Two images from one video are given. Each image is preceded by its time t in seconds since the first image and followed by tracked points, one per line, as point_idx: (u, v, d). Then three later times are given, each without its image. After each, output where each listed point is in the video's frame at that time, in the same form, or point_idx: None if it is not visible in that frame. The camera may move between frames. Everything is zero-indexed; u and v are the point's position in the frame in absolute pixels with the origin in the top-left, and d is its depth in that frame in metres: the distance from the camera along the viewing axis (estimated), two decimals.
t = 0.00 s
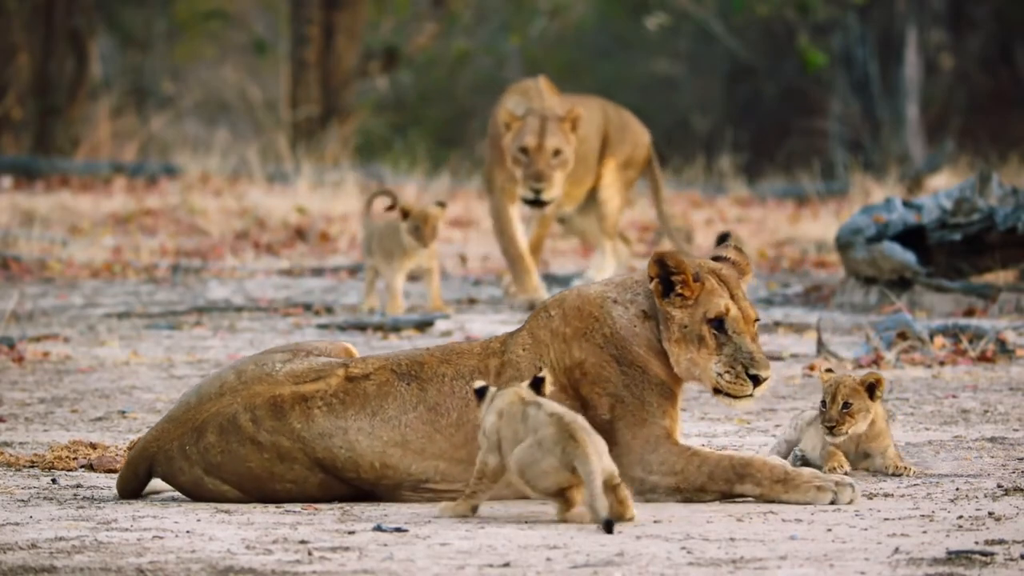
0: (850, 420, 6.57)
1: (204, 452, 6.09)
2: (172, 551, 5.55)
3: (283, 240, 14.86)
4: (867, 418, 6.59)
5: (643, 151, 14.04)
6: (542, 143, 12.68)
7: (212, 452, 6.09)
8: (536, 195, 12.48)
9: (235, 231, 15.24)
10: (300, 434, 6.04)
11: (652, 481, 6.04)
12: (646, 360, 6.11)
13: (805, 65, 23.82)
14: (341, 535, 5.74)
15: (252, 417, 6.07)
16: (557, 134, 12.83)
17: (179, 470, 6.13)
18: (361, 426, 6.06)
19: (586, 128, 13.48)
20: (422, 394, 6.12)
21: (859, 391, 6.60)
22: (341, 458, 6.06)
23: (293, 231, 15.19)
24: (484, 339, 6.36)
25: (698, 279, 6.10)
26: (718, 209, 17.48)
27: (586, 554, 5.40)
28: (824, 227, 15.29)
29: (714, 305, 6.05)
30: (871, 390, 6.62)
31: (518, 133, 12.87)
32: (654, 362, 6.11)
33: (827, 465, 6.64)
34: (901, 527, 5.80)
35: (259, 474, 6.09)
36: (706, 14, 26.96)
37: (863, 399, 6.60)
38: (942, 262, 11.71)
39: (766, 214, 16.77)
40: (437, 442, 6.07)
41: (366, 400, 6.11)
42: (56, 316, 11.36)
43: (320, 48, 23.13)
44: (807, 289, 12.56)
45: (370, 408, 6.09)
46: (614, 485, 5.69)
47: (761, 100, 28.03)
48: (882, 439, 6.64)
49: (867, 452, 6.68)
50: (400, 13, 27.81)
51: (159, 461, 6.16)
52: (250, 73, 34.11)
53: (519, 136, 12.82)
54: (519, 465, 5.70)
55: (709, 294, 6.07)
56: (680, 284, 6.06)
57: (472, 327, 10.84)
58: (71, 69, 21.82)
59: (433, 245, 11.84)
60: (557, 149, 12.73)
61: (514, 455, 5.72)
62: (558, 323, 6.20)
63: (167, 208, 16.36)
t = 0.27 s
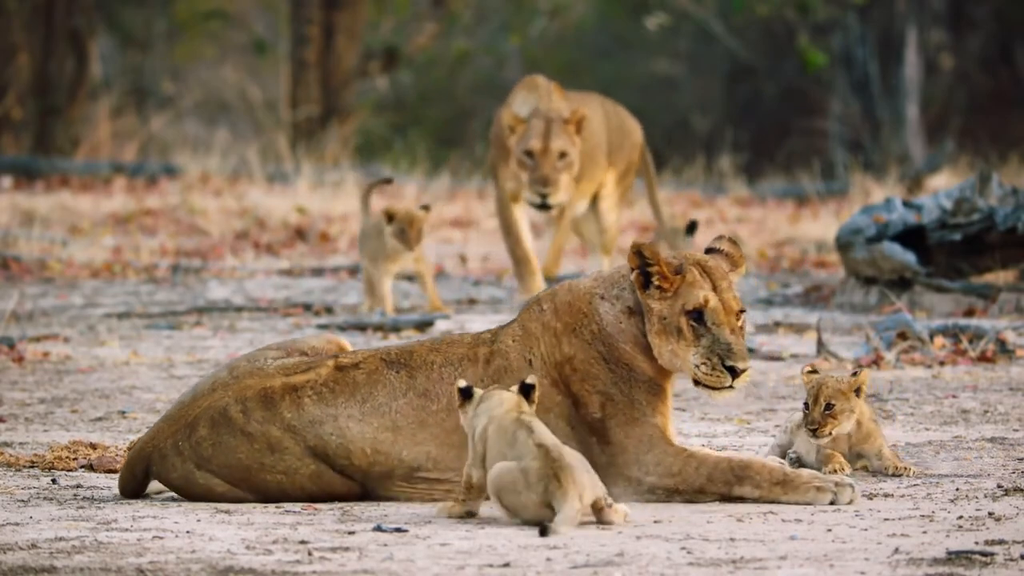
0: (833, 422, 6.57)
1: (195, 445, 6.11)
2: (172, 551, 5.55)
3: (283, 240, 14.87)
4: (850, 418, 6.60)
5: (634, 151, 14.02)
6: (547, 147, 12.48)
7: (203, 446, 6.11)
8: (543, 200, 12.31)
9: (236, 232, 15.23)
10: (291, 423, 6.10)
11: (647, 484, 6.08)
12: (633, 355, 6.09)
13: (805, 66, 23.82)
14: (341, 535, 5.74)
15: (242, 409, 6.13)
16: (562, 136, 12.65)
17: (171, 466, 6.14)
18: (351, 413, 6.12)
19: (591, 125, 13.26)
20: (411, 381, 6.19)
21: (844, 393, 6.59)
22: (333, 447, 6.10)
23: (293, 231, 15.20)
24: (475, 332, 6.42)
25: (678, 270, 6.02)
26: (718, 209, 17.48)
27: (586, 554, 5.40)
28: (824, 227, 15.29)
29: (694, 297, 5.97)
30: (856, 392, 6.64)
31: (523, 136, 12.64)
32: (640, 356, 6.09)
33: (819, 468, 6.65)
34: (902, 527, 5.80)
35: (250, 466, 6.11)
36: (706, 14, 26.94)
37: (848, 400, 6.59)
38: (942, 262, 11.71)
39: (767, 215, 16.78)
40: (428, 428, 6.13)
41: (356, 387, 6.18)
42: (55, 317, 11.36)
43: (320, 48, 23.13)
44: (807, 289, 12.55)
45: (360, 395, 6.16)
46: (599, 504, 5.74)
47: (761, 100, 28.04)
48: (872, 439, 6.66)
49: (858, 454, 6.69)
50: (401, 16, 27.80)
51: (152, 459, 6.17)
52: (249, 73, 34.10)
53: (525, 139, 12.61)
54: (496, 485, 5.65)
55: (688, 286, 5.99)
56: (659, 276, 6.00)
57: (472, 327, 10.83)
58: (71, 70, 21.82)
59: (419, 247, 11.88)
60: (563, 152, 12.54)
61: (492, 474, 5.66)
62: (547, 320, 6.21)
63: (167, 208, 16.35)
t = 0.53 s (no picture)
0: (826, 421, 6.58)
1: (201, 434, 6.12)
2: (172, 551, 5.55)
3: (283, 240, 14.87)
4: (844, 417, 6.61)
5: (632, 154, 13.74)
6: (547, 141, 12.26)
7: (208, 435, 6.12)
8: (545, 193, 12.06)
9: (236, 232, 15.24)
10: (296, 411, 6.15)
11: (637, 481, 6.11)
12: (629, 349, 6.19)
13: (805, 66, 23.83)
14: (341, 535, 5.74)
15: (246, 397, 6.17)
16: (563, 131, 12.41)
17: (176, 459, 6.13)
18: (356, 400, 6.19)
19: (594, 117, 13.02)
20: (414, 368, 6.26)
21: (839, 393, 6.59)
22: (338, 434, 6.16)
23: (293, 231, 15.21)
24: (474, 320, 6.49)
25: (674, 263, 6.11)
26: (718, 209, 17.48)
27: (586, 554, 5.41)
28: (824, 227, 15.29)
29: (691, 288, 6.06)
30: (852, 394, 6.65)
31: (523, 132, 12.46)
32: (635, 349, 6.19)
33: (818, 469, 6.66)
34: (902, 527, 5.80)
35: (254, 456, 6.13)
36: (706, 14, 26.94)
37: (842, 401, 6.60)
38: (942, 263, 11.70)
39: (767, 215, 16.78)
40: (432, 415, 6.21)
41: (360, 375, 6.24)
42: (55, 317, 11.37)
43: (320, 48, 23.14)
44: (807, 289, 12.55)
45: (364, 382, 6.23)
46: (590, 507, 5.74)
47: (761, 100, 28.06)
48: (868, 440, 6.67)
49: (855, 454, 6.70)
50: (400, 16, 27.81)
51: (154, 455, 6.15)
52: (249, 74, 34.09)
53: (524, 135, 12.42)
54: (489, 492, 5.69)
55: (685, 277, 6.08)
56: (654, 270, 6.08)
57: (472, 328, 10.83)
58: (71, 70, 21.84)
59: (407, 242, 11.93)
60: (565, 145, 12.30)
61: (487, 481, 5.69)
62: (544, 314, 6.29)
63: (167, 208, 16.35)
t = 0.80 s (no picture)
0: (823, 421, 6.59)
1: (218, 412, 6.22)
2: (172, 550, 5.55)
3: (283, 240, 14.87)
4: (842, 418, 6.62)
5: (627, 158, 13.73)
6: (549, 137, 12.22)
7: (225, 411, 6.23)
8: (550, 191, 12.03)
9: (236, 232, 15.25)
10: (314, 390, 6.25)
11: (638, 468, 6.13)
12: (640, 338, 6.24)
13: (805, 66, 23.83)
14: (341, 535, 5.75)
15: (264, 376, 6.28)
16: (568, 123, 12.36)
17: (193, 437, 6.21)
18: (373, 379, 6.27)
19: (597, 109, 12.91)
20: (429, 347, 6.33)
21: (836, 395, 6.60)
22: (354, 413, 6.23)
23: (293, 231, 15.21)
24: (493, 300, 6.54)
25: (683, 255, 6.16)
26: (718, 209, 17.50)
27: (586, 554, 5.41)
28: (824, 228, 15.31)
29: (701, 280, 6.11)
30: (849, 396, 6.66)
31: (526, 127, 12.45)
32: (648, 339, 6.24)
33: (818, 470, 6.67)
34: (902, 527, 5.80)
35: (270, 434, 6.20)
36: (706, 14, 26.92)
37: (839, 402, 6.61)
38: (942, 263, 11.69)
39: (766, 215, 16.80)
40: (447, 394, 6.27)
41: (377, 354, 6.32)
42: (55, 316, 11.37)
43: (320, 48, 23.14)
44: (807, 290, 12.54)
45: (381, 361, 6.31)
46: (587, 510, 5.75)
47: (761, 100, 28.09)
48: (867, 441, 6.67)
49: (855, 455, 6.70)
50: (401, 15, 27.81)
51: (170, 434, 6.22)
52: (250, 73, 34.07)
53: (527, 130, 12.41)
54: (489, 496, 5.72)
55: (695, 270, 6.13)
56: (661, 263, 6.14)
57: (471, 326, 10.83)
58: (71, 70, 21.84)
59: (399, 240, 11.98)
60: (568, 138, 12.24)
61: (485, 488, 5.72)
62: (557, 296, 6.37)
63: (167, 208, 16.35)
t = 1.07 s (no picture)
0: (824, 419, 6.57)
1: (262, 373, 6.40)
2: (172, 550, 5.57)
3: (283, 240, 14.87)
4: (842, 417, 6.60)
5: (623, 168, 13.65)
6: (559, 141, 12.13)
7: (269, 373, 6.40)
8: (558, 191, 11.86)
9: (236, 232, 15.25)
10: (355, 357, 6.41)
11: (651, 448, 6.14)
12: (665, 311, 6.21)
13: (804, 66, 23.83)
14: (341, 535, 5.77)
15: (310, 341, 6.46)
16: (576, 133, 12.25)
17: (238, 398, 6.39)
18: (412, 349, 6.41)
19: (606, 123, 12.85)
20: (468, 316, 6.43)
21: (837, 394, 6.59)
22: (392, 382, 6.36)
23: (293, 231, 15.20)
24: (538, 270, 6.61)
25: (713, 235, 6.15)
26: (718, 209, 17.51)
27: (586, 554, 5.42)
28: (824, 228, 15.31)
29: (726, 261, 6.09)
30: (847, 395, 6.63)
31: (534, 134, 12.33)
32: (672, 315, 6.20)
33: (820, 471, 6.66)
34: (902, 527, 5.80)
35: (309, 398, 6.35)
36: (706, 14, 26.90)
37: (840, 400, 6.60)
38: (942, 263, 11.69)
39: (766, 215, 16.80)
40: (483, 363, 6.37)
41: (418, 323, 6.45)
42: (55, 316, 11.38)
43: (320, 48, 23.15)
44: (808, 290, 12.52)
45: (422, 330, 6.43)
46: (585, 513, 5.78)
47: (761, 100, 28.14)
48: (866, 442, 6.67)
49: (854, 455, 6.70)
50: (400, 16, 27.82)
51: (216, 395, 6.40)
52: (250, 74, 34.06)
53: (536, 137, 12.29)
54: (486, 506, 5.80)
55: (721, 252, 6.11)
56: (690, 240, 6.14)
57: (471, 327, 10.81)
58: (71, 71, 21.84)
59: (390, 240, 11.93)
60: (577, 145, 12.16)
61: (480, 498, 5.80)
62: (596, 263, 6.39)
63: (167, 208, 16.35)
